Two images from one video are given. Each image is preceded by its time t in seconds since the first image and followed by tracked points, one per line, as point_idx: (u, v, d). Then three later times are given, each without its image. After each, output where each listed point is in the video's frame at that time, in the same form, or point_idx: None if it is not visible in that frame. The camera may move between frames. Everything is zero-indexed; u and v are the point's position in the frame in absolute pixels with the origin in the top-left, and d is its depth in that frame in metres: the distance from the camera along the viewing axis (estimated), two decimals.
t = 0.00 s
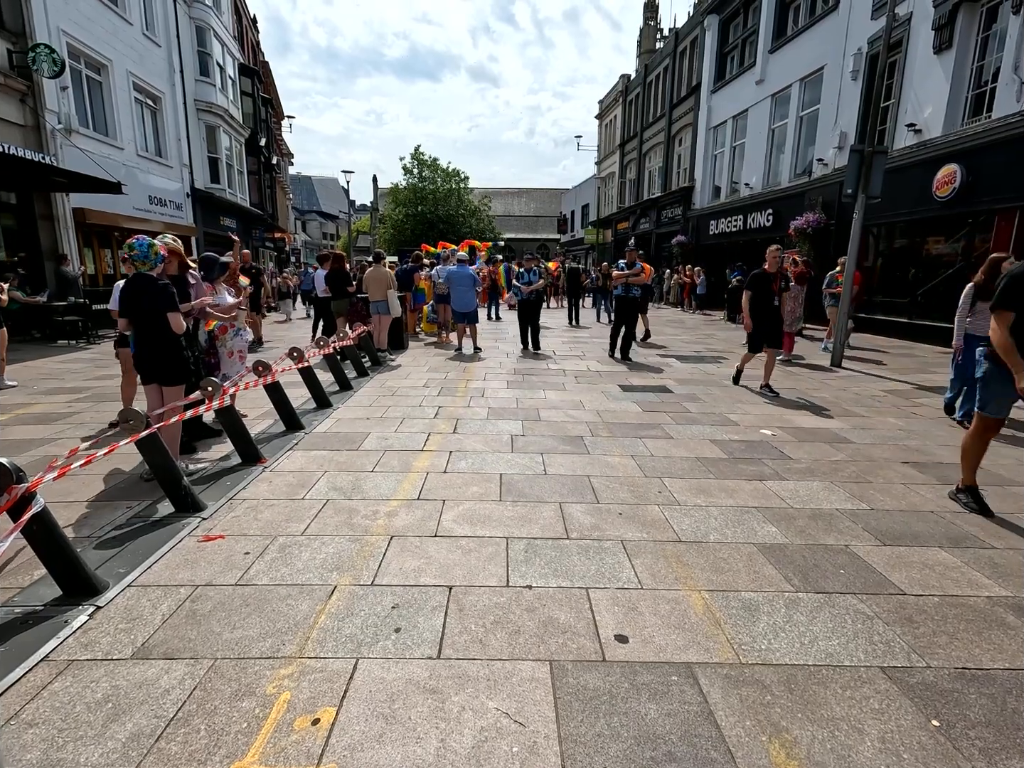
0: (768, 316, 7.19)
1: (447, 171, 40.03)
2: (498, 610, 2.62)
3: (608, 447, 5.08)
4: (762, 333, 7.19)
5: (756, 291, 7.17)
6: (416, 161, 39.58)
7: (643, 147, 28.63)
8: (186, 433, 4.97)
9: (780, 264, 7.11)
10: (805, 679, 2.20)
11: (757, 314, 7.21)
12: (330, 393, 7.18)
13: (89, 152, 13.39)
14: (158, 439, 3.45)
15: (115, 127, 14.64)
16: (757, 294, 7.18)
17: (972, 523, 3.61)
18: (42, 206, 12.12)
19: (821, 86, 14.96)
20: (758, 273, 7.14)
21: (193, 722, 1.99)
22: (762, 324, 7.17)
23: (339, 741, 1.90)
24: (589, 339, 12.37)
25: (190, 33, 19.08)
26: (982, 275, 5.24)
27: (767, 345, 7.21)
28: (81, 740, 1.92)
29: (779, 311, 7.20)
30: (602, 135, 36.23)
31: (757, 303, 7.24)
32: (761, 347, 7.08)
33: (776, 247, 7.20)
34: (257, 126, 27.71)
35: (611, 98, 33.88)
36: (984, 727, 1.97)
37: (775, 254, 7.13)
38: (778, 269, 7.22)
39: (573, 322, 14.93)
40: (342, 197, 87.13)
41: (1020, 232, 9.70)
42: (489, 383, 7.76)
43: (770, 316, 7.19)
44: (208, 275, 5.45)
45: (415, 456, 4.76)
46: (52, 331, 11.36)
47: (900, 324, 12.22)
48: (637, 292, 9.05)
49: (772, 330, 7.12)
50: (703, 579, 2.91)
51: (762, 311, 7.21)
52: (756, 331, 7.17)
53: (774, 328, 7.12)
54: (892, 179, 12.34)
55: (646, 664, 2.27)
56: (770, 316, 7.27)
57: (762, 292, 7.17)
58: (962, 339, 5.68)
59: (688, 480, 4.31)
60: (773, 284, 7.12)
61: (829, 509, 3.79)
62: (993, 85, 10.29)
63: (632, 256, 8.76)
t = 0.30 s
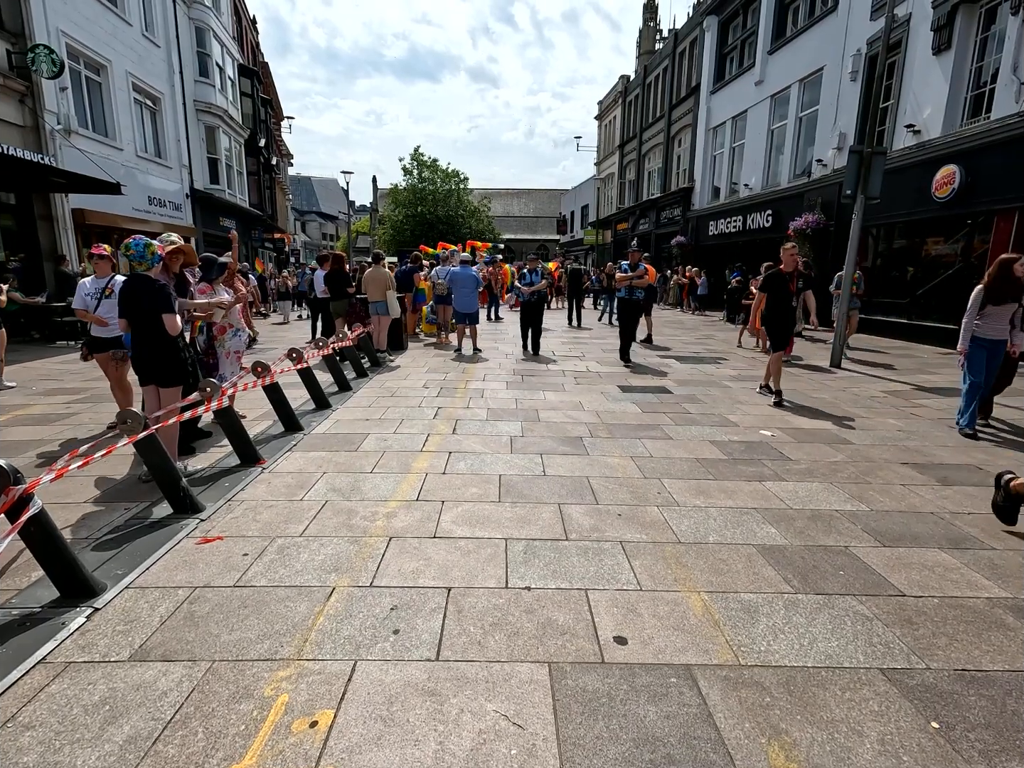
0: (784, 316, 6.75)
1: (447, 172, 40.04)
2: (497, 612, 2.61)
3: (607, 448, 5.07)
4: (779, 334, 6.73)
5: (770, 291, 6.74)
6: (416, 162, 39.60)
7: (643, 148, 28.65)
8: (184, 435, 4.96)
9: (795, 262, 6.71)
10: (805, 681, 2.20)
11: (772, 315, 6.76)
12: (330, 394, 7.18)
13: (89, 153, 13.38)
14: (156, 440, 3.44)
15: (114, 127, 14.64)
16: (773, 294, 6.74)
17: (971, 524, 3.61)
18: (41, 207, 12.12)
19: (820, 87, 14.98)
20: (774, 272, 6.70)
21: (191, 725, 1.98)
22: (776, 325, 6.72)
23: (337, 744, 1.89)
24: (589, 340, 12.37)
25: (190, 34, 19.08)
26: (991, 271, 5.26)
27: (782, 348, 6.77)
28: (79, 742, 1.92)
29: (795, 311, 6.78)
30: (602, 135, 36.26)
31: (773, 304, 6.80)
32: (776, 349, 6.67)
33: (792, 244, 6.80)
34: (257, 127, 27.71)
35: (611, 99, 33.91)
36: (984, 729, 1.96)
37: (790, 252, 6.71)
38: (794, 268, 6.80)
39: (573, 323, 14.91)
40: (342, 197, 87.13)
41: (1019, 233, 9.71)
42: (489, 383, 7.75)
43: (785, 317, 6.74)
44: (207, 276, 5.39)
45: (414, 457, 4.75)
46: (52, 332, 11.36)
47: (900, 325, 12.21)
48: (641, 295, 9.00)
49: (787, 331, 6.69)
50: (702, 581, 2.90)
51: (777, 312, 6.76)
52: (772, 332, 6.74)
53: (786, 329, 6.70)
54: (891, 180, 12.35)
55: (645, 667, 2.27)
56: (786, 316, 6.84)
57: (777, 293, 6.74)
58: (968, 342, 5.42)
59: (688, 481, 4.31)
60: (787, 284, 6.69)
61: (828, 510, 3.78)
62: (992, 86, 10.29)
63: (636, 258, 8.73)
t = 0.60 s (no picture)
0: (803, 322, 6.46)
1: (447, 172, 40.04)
2: (498, 613, 2.61)
3: (608, 449, 5.06)
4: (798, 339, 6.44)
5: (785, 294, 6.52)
6: (416, 161, 39.58)
7: (643, 148, 28.64)
8: (185, 435, 4.96)
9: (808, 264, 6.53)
10: (807, 683, 2.19)
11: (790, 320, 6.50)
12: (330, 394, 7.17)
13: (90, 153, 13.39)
14: (157, 442, 3.43)
15: (115, 127, 14.63)
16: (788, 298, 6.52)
17: (973, 526, 3.60)
18: (42, 207, 12.13)
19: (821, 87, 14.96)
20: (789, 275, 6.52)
21: (191, 727, 1.98)
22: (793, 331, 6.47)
23: (338, 746, 1.89)
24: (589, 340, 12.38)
25: (191, 33, 19.09)
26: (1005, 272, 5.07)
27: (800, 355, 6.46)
28: (79, 744, 1.91)
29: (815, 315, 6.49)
30: (602, 135, 36.27)
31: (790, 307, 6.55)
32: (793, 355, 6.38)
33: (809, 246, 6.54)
34: (257, 127, 27.70)
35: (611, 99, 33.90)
36: (987, 732, 1.95)
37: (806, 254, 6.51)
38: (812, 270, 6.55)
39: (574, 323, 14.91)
40: (342, 197, 87.09)
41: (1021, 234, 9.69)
42: (489, 383, 7.74)
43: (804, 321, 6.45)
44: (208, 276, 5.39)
45: (414, 458, 4.75)
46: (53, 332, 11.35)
47: (901, 325, 12.20)
48: (646, 297, 8.99)
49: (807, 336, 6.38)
50: (704, 582, 2.90)
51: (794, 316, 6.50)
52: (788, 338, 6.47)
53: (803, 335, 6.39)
54: (892, 180, 12.34)
55: (646, 668, 2.26)
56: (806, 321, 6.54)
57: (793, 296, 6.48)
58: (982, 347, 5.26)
59: (689, 481, 4.30)
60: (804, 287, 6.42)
61: (830, 511, 3.78)
62: (993, 86, 10.28)
63: (640, 259, 8.71)
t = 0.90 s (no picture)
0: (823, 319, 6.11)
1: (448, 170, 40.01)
2: (497, 612, 2.61)
3: (608, 448, 5.06)
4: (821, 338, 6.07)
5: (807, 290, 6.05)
6: (416, 160, 39.55)
7: (644, 146, 28.62)
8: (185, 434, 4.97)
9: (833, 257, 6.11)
10: (806, 682, 2.19)
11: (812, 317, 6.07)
12: (330, 393, 7.16)
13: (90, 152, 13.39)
14: (157, 441, 3.44)
15: (115, 126, 14.62)
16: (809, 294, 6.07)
17: (974, 525, 3.60)
18: (43, 206, 12.13)
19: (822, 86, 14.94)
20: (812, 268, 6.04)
21: (191, 725, 1.99)
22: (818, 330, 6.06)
23: (336, 744, 1.89)
24: (590, 340, 12.38)
25: (191, 32, 19.08)
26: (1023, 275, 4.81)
27: (822, 357, 6.15)
28: (79, 742, 1.92)
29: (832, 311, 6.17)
30: (603, 134, 36.24)
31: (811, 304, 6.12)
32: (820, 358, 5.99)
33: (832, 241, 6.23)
34: (258, 126, 27.68)
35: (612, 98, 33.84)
36: (986, 731, 1.96)
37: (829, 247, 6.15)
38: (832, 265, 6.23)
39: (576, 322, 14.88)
40: (343, 196, 87.07)
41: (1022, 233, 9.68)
42: (489, 383, 7.74)
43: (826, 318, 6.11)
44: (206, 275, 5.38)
45: (415, 457, 4.75)
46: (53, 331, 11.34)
47: (901, 324, 12.19)
48: (652, 294, 8.75)
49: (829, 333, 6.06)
50: (703, 581, 2.90)
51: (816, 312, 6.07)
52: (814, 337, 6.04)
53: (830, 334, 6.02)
54: (893, 179, 12.32)
55: (645, 667, 2.27)
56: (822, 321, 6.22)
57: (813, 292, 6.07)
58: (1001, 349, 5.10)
59: (689, 481, 4.30)
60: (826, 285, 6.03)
61: (830, 510, 3.78)
62: (995, 84, 10.25)
63: (643, 256, 8.48)
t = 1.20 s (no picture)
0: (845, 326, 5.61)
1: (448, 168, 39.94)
2: (498, 609, 2.61)
3: (609, 445, 5.05)
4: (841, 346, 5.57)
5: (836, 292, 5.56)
6: (416, 158, 39.48)
7: (645, 144, 28.56)
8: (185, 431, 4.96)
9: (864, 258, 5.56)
10: (806, 679, 2.19)
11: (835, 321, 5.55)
12: (330, 391, 7.15)
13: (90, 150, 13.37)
14: (157, 438, 3.43)
15: (115, 123, 14.59)
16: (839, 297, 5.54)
17: (975, 522, 3.60)
18: (43, 204, 12.10)
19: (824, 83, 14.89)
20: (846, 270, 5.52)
21: (192, 721, 1.99)
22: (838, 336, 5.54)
23: (337, 741, 1.89)
24: (590, 337, 12.38)
25: (191, 28, 19.04)
26: None
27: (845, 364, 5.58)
28: (80, 738, 1.92)
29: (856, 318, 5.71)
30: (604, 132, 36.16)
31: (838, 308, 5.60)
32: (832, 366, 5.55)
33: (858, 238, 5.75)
34: (258, 123, 27.60)
35: (613, 95, 33.75)
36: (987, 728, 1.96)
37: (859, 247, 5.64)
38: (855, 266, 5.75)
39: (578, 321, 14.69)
40: (344, 195, 86.96)
41: None
42: (490, 380, 7.73)
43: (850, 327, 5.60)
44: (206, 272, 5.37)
45: (415, 454, 4.75)
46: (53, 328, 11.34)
47: (902, 322, 12.17)
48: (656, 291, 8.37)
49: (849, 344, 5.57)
50: (704, 579, 2.90)
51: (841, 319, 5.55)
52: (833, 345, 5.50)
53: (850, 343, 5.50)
54: (895, 176, 12.29)
55: (646, 664, 2.26)
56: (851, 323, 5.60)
57: (839, 296, 5.56)
58: None
59: (689, 478, 4.29)
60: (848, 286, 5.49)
61: (831, 507, 3.77)
62: (997, 81, 10.22)
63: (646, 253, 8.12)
